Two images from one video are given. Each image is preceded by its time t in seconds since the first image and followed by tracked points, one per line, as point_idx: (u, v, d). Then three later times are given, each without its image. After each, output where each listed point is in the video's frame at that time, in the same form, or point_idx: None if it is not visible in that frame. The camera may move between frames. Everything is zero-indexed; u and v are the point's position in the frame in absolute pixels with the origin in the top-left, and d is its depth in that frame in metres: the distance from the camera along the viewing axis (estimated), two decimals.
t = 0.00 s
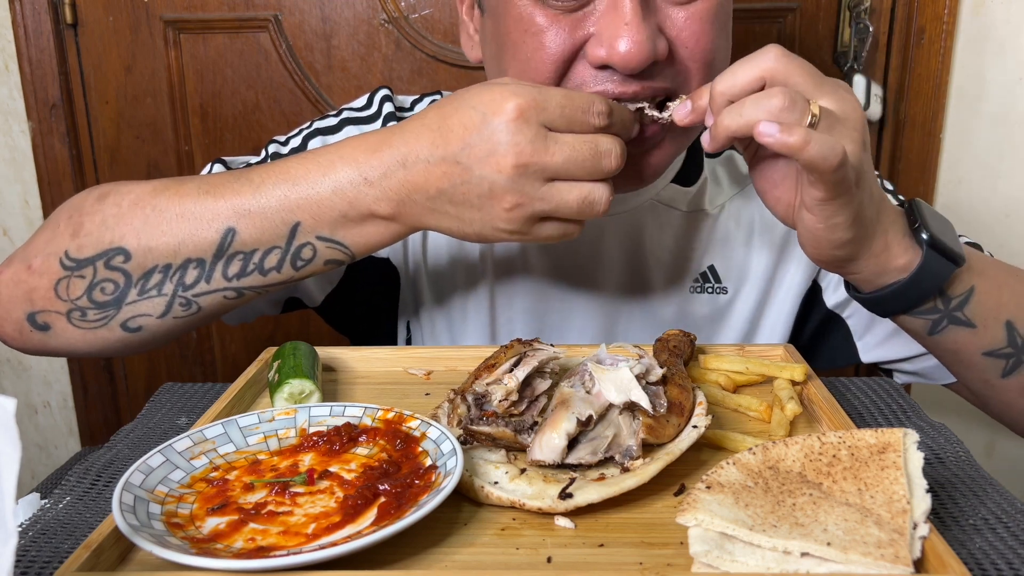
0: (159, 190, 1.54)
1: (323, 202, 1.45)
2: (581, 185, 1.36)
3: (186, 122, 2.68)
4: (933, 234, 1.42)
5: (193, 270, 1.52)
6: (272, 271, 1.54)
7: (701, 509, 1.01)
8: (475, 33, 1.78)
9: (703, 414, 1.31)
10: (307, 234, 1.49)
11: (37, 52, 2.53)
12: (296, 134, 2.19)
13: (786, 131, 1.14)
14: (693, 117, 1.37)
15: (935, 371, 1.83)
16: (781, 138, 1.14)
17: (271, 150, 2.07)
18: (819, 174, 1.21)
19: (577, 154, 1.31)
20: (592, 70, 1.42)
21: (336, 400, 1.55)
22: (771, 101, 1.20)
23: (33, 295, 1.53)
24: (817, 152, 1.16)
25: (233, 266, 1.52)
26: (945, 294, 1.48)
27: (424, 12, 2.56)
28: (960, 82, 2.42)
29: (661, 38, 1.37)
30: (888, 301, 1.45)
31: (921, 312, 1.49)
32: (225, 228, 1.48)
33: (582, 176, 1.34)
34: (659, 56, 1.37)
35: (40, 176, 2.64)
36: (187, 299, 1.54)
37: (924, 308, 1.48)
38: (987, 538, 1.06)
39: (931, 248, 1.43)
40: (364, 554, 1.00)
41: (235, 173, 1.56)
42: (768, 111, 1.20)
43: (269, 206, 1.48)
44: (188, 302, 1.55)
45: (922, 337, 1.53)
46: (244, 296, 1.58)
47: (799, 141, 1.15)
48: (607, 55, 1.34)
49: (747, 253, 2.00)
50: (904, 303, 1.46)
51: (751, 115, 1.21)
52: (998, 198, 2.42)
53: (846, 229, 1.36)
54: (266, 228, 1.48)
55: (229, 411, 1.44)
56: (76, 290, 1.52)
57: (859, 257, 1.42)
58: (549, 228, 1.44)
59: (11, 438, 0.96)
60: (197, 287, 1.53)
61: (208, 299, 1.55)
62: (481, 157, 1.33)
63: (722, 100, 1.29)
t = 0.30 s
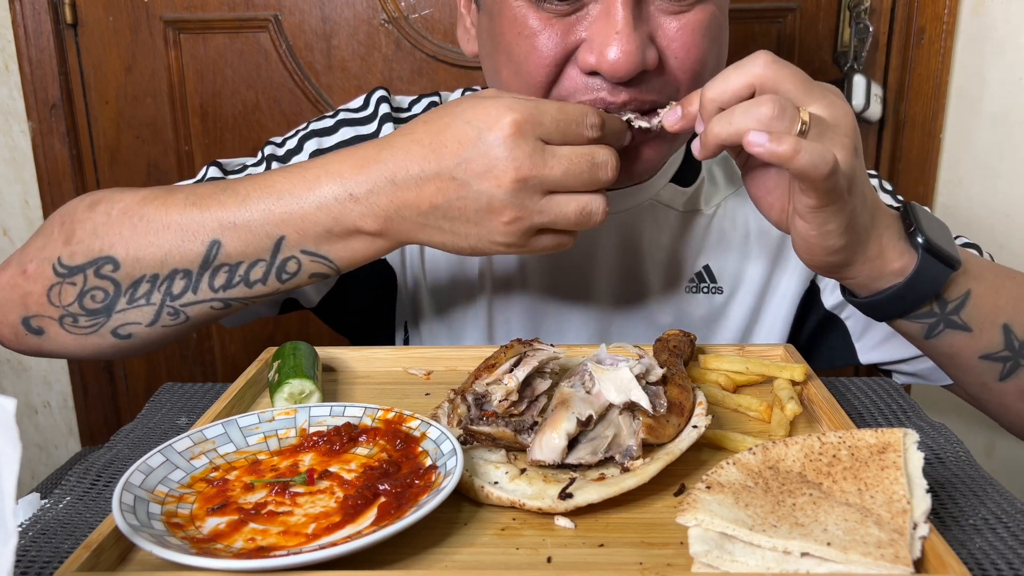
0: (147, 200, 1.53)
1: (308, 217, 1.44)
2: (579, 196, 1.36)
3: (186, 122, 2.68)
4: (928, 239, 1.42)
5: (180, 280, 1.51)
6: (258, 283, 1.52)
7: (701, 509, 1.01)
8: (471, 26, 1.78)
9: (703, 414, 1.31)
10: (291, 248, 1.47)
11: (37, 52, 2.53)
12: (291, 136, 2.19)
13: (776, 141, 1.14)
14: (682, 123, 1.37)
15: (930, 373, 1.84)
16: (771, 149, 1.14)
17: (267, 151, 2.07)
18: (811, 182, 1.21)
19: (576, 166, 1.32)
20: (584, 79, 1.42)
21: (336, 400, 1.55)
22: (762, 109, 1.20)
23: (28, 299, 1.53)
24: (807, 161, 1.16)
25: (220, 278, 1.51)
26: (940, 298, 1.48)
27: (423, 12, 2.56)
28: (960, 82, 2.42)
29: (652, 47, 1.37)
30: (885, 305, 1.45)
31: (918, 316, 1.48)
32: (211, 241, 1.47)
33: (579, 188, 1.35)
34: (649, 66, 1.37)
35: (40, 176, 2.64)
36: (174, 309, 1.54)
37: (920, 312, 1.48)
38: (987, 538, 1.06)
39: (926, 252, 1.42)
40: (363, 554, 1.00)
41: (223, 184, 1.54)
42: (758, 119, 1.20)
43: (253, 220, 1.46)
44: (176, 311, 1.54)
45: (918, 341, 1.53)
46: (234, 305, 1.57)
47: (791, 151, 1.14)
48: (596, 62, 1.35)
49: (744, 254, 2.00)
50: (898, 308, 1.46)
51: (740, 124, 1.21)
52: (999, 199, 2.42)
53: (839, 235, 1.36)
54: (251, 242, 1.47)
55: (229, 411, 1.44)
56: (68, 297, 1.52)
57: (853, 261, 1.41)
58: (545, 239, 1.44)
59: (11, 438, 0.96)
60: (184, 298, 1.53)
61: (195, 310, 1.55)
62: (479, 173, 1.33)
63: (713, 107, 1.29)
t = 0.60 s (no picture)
0: (143, 201, 1.53)
1: (303, 224, 1.43)
2: (572, 221, 1.33)
3: (186, 123, 2.68)
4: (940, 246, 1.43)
5: (173, 284, 1.51)
6: (251, 290, 1.52)
7: (701, 509, 1.01)
8: (475, 32, 1.77)
9: (703, 414, 1.31)
10: (285, 256, 1.46)
11: (37, 52, 2.53)
12: (294, 132, 2.19)
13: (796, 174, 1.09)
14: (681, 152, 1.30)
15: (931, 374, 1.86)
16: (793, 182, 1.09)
17: (268, 149, 2.08)
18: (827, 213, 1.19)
19: (569, 190, 1.28)
20: (583, 98, 1.42)
21: (336, 400, 1.55)
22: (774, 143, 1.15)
23: (22, 295, 1.53)
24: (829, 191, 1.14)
25: (213, 283, 1.51)
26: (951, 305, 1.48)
27: (423, 12, 2.56)
28: (960, 82, 2.41)
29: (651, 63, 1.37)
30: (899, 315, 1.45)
31: (931, 325, 1.49)
32: (204, 246, 1.47)
33: (572, 214, 1.31)
34: (647, 85, 1.37)
35: (40, 176, 2.63)
36: (167, 312, 1.54)
37: (934, 321, 1.48)
38: (987, 538, 1.06)
39: (937, 261, 1.43)
40: (364, 554, 1.00)
41: (218, 188, 1.54)
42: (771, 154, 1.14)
43: (247, 225, 1.45)
44: (168, 315, 1.54)
45: (931, 350, 1.53)
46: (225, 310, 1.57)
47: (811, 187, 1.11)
48: (596, 78, 1.35)
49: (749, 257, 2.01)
50: (915, 317, 1.46)
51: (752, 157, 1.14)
52: (1000, 198, 2.44)
53: (854, 254, 1.35)
54: (244, 248, 1.46)
55: (229, 411, 1.44)
56: (62, 294, 1.53)
57: (866, 275, 1.41)
58: (539, 261, 1.41)
59: (11, 438, 0.97)
60: (177, 302, 1.53)
61: (188, 314, 1.55)
62: (468, 190, 1.30)
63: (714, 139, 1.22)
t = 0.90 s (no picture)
0: (105, 194, 1.50)
1: (238, 235, 1.27)
2: (471, 280, 1.10)
3: (186, 123, 2.67)
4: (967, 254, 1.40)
5: (123, 280, 1.46)
6: (194, 294, 1.43)
7: (701, 509, 1.01)
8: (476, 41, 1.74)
9: (703, 414, 1.31)
10: (224, 264, 1.33)
11: (37, 52, 2.53)
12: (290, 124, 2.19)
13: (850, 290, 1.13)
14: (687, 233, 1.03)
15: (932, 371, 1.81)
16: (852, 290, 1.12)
17: (263, 139, 2.10)
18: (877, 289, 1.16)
19: (466, 244, 1.04)
20: (572, 122, 1.31)
21: (336, 400, 1.55)
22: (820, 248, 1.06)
23: None
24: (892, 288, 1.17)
25: (159, 284, 1.43)
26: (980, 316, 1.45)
27: (423, 12, 2.56)
28: (960, 82, 2.40)
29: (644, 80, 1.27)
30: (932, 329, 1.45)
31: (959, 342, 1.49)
32: (149, 246, 1.39)
33: (469, 272, 1.08)
34: (638, 103, 1.27)
35: (39, 176, 2.63)
36: (120, 308, 1.50)
37: (963, 336, 1.48)
38: (987, 538, 1.06)
39: (967, 272, 1.40)
40: (364, 554, 1.00)
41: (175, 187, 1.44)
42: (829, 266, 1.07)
43: (189, 229, 1.34)
44: (121, 310, 1.50)
45: (958, 363, 1.54)
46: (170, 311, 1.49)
47: (870, 294, 1.15)
48: (586, 96, 1.24)
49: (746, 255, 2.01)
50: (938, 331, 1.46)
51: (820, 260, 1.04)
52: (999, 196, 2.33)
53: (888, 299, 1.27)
54: (186, 253, 1.36)
55: (229, 411, 1.44)
56: (29, 279, 1.53)
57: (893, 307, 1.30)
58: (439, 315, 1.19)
59: (11, 438, 0.97)
60: (128, 298, 1.48)
61: (140, 312, 1.49)
62: (369, 224, 1.09)
63: (751, 233, 1.03)
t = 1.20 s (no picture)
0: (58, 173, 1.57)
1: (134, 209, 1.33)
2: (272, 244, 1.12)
3: (186, 123, 2.67)
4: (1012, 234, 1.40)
5: (58, 256, 1.52)
6: (110, 272, 1.47)
7: (701, 509, 1.01)
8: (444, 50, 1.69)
9: (703, 414, 1.31)
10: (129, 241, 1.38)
11: (37, 52, 2.52)
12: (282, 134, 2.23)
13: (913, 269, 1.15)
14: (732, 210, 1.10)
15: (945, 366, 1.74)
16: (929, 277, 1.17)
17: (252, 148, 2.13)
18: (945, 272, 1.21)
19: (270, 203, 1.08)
20: (513, 160, 1.34)
21: (336, 400, 1.55)
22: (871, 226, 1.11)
23: None
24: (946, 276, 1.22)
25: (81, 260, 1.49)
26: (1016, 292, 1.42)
27: (424, 12, 2.56)
28: (960, 82, 2.40)
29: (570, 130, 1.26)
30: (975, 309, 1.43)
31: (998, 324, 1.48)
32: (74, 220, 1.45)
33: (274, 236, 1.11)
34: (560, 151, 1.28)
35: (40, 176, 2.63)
36: (59, 283, 1.56)
37: (1003, 320, 1.47)
38: (987, 538, 1.06)
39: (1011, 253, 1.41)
40: (364, 554, 1.00)
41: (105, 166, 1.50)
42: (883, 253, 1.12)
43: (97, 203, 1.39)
44: (61, 286, 1.56)
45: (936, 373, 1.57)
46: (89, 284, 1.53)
47: (944, 278, 1.19)
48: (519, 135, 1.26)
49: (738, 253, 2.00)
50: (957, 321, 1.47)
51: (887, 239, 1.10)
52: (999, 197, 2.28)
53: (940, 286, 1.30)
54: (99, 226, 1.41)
55: (228, 411, 1.44)
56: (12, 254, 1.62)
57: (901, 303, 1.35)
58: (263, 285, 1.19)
59: (11, 438, 0.97)
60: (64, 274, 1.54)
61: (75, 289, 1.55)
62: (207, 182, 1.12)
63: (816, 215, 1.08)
